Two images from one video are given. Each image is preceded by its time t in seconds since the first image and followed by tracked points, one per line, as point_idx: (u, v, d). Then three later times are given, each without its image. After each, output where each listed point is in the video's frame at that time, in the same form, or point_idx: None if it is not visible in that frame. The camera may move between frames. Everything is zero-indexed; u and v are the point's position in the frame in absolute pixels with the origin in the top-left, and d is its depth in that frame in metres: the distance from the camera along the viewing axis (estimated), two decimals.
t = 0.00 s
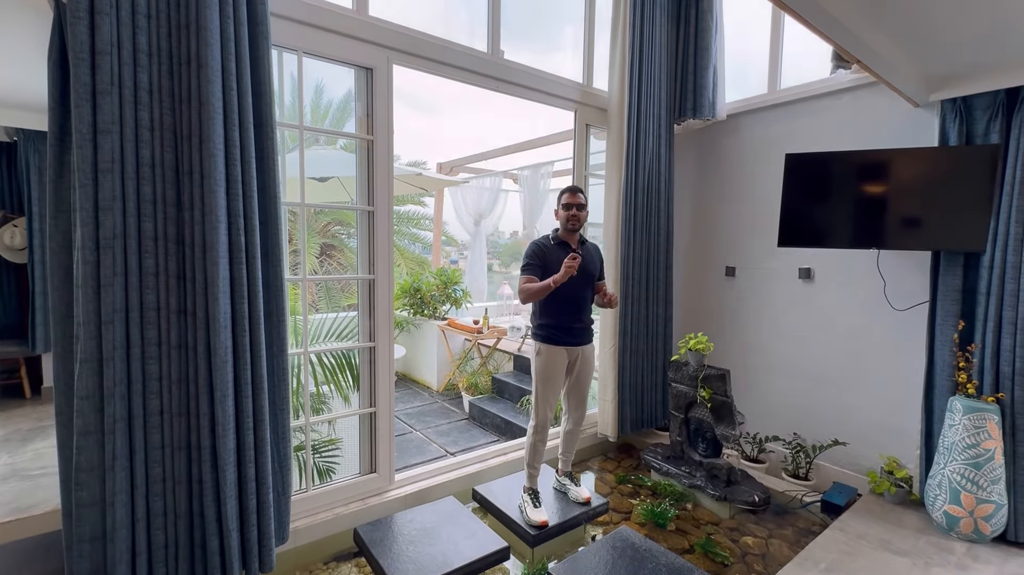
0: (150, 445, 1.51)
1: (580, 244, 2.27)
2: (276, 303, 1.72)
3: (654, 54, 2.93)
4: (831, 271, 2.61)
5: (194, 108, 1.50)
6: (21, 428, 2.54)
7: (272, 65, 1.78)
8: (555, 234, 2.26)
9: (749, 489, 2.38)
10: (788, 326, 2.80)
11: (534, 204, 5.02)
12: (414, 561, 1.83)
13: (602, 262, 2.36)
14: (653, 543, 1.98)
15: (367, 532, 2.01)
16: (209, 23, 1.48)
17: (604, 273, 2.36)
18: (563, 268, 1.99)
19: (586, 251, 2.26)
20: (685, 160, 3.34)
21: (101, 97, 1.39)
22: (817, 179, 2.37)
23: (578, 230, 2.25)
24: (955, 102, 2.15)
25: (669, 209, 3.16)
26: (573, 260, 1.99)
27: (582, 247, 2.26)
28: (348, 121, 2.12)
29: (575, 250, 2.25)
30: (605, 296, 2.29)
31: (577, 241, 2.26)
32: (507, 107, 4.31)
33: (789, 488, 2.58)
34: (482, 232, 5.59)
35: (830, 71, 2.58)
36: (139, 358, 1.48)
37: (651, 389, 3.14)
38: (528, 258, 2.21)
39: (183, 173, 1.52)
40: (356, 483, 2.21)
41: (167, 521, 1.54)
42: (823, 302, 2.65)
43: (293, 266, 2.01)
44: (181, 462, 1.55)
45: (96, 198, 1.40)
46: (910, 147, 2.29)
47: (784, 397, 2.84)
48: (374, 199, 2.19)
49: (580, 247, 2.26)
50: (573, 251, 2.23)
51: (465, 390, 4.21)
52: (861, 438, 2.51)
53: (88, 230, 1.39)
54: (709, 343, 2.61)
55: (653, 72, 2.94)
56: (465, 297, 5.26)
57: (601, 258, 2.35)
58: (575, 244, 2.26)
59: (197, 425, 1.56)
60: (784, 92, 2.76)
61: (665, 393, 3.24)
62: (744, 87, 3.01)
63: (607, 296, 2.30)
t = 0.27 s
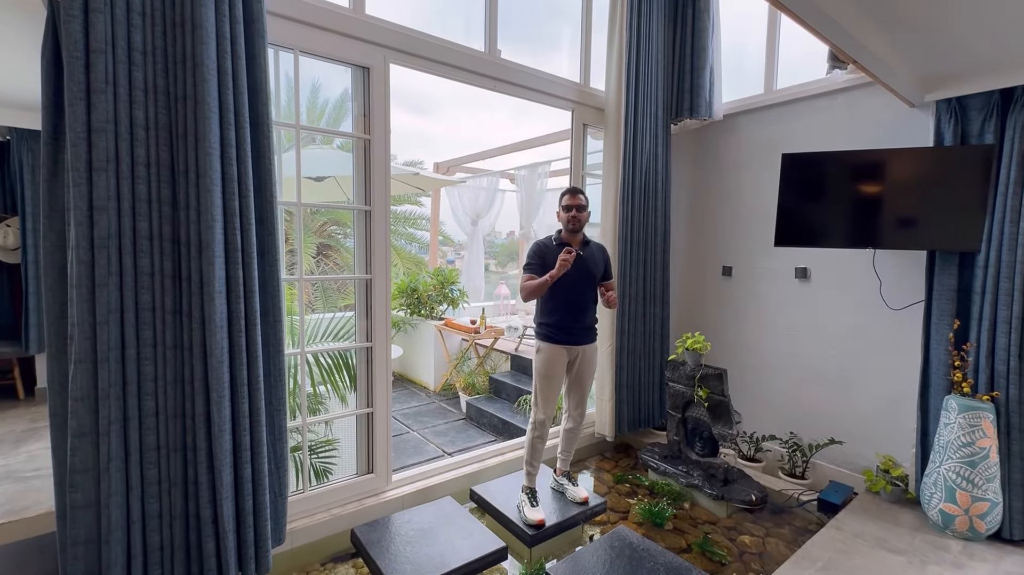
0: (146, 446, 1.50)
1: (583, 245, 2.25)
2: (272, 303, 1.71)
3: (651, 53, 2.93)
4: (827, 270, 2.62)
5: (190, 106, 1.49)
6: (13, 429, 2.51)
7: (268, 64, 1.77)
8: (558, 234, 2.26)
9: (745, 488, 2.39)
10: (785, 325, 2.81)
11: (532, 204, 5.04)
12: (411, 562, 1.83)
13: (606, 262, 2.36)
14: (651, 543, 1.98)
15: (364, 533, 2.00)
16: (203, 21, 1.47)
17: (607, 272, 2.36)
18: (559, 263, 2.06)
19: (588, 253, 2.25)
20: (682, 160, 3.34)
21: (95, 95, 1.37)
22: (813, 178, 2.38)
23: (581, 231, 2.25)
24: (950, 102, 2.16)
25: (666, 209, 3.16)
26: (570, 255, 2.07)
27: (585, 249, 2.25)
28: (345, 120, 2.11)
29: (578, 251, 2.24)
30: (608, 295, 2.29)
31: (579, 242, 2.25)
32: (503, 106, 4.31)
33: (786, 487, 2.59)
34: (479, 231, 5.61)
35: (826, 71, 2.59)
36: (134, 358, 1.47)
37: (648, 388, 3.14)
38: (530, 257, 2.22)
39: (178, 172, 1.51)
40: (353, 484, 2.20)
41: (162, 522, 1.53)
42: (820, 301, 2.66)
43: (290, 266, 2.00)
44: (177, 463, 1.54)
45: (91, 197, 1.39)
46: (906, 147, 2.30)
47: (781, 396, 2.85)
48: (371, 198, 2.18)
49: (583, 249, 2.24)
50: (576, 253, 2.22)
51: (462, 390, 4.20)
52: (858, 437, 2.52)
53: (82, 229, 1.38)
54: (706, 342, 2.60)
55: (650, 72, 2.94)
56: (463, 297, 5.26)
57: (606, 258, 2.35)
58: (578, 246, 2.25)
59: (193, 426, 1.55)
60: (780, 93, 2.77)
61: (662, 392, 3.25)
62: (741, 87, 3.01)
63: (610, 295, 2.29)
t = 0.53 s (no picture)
0: (144, 447, 1.49)
1: (584, 246, 2.26)
2: (271, 304, 1.71)
3: (649, 54, 2.94)
4: (824, 270, 2.63)
5: (187, 106, 1.49)
6: (7, 431, 2.49)
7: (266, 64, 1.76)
8: (560, 235, 2.26)
9: (744, 487, 2.40)
10: (783, 325, 2.82)
11: (530, 204, 4.99)
12: (410, 562, 1.82)
13: (607, 263, 2.37)
14: (649, 542, 1.98)
15: (363, 534, 2.00)
16: (202, 21, 1.47)
17: (607, 273, 2.37)
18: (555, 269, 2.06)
19: (589, 254, 2.26)
20: (680, 160, 3.35)
21: (93, 95, 1.37)
22: (810, 178, 2.39)
23: (581, 231, 2.25)
24: (946, 103, 2.18)
25: (664, 209, 3.16)
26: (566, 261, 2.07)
27: (586, 250, 2.26)
28: (343, 120, 2.11)
29: (579, 252, 2.24)
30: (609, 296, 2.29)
31: (580, 243, 2.26)
32: (502, 106, 4.31)
33: (784, 486, 2.59)
34: (477, 231, 5.61)
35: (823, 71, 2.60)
36: (131, 359, 1.46)
37: (646, 387, 3.15)
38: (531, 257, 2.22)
39: (177, 172, 1.51)
40: (352, 484, 2.19)
41: (161, 524, 1.52)
42: (817, 301, 2.67)
43: (288, 266, 2.00)
44: (175, 464, 1.54)
45: (88, 198, 1.38)
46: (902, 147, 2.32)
47: (778, 395, 2.86)
48: (369, 198, 2.17)
49: (583, 250, 2.25)
50: (576, 254, 2.22)
51: (460, 390, 4.20)
52: (855, 436, 2.53)
53: (80, 230, 1.38)
54: (704, 342, 2.61)
55: (648, 72, 2.95)
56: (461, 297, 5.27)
57: (607, 258, 2.36)
58: (579, 247, 2.25)
59: (191, 427, 1.55)
60: (777, 93, 2.78)
61: (661, 392, 3.25)
62: (739, 88, 3.02)
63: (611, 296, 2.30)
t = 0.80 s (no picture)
0: (142, 448, 1.49)
1: (578, 246, 2.29)
2: (269, 304, 1.71)
3: (648, 54, 2.94)
4: (822, 270, 2.64)
5: (185, 105, 1.48)
6: (4, 432, 2.47)
7: (265, 63, 1.76)
8: (555, 235, 2.31)
9: (742, 487, 2.40)
10: (781, 324, 2.82)
11: (529, 204, 4.93)
12: (410, 562, 1.82)
13: (604, 262, 2.38)
14: (648, 542, 1.98)
15: (362, 534, 1.99)
16: (200, 21, 1.46)
17: (605, 273, 2.37)
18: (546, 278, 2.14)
19: (583, 254, 2.28)
20: (678, 160, 3.36)
21: (91, 94, 1.36)
22: (808, 179, 2.39)
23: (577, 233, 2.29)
24: (944, 103, 2.18)
25: (663, 209, 3.17)
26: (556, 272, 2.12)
27: (580, 250, 2.28)
28: (342, 121, 2.11)
29: (574, 251, 2.28)
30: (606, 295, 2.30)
31: (574, 243, 2.29)
32: (500, 106, 4.31)
33: (782, 485, 2.60)
34: (477, 232, 5.55)
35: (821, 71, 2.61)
36: (130, 359, 1.46)
37: (645, 387, 3.15)
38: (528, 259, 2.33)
39: (175, 172, 1.50)
40: (351, 484, 2.19)
41: (159, 525, 1.52)
42: (815, 301, 2.68)
43: (286, 266, 1.99)
44: (174, 464, 1.53)
45: (86, 198, 1.38)
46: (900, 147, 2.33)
47: (776, 395, 2.87)
48: (368, 198, 2.17)
49: (577, 250, 2.28)
50: (570, 254, 2.26)
51: (459, 390, 4.20)
52: (853, 435, 2.54)
53: (78, 230, 1.37)
54: (703, 342, 2.61)
55: (646, 72, 2.95)
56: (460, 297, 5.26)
57: (604, 258, 2.37)
58: (574, 248, 2.29)
59: (190, 428, 1.54)
60: (775, 93, 2.79)
61: (659, 391, 3.26)
62: (737, 88, 3.03)
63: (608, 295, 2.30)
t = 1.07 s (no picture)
0: (141, 448, 1.49)
1: (567, 244, 2.31)
2: (269, 304, 1.71)
3: (647, 54, 2.94)
4: (821, 270, 2.65)
5: (185, 105, 1.48)
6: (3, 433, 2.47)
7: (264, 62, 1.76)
8: (545, 234, 2.35)
9: (741, 486, 2.40)
10: (780, 324, 2.83)
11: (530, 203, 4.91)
12: (409, 562, 1.82)
13: (595, 261, 2.35)
14: (648, 542, 1.98)
15: (361, 534, 1.99)
16: (199, 20, 1.46)
17: (596, 271, 2.34)
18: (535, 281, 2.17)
19: (571, 252, 2.29)
20: (677, 160, 3.36)
21: (89, 94, 1.36)
22: (807, 178, 2.39)
23: (567, 230, 2.31)
24: (942, 103, 2.19)
25: (662, 208, 3.17)
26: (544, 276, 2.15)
27: (569, 248, 2.30)
28: (341, 120, 2.11)
29: (563, 249, 2.30)
30: (596, 292, 2.26)
31: (563, 241, 2.31)
32: (499, 106, 4.30)
33: (781, 484, 2.60)
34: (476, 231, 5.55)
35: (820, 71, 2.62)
36: (129, 359, 1.46)
37: (644, 387, 3.16)
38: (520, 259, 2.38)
39: (174, 172, 1.50)
40: (350, 485, 2.19)
41: (158, 525, 1.52)
42: (814, 301, 2.68)
43: (285, 266, 1.99)
44: (173, 465, 1.53)
45: (84, 198, 1.38)
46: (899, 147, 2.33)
47: (775, 394, 2.87)
48: (367, 198, 2.17)
49: (566, 248, 2.30)
50: (557, 252, 2.29)
51: (458, 390, 4.20)
52: (852, 434, 2.54)
53: (76, 230, 1.37)
54: (702, 341, 2.62)
55: (646, 72, 2.95)
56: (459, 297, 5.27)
57: (594, 256, 2.34)
58: (562, 246, 2.32)
59: (189, 428, 1.54)
60: (774, 93, 2.79)
61: (659, 391, 3.26)
62: (736, 88, 3.04)
63: (598, 292, 2.26)
